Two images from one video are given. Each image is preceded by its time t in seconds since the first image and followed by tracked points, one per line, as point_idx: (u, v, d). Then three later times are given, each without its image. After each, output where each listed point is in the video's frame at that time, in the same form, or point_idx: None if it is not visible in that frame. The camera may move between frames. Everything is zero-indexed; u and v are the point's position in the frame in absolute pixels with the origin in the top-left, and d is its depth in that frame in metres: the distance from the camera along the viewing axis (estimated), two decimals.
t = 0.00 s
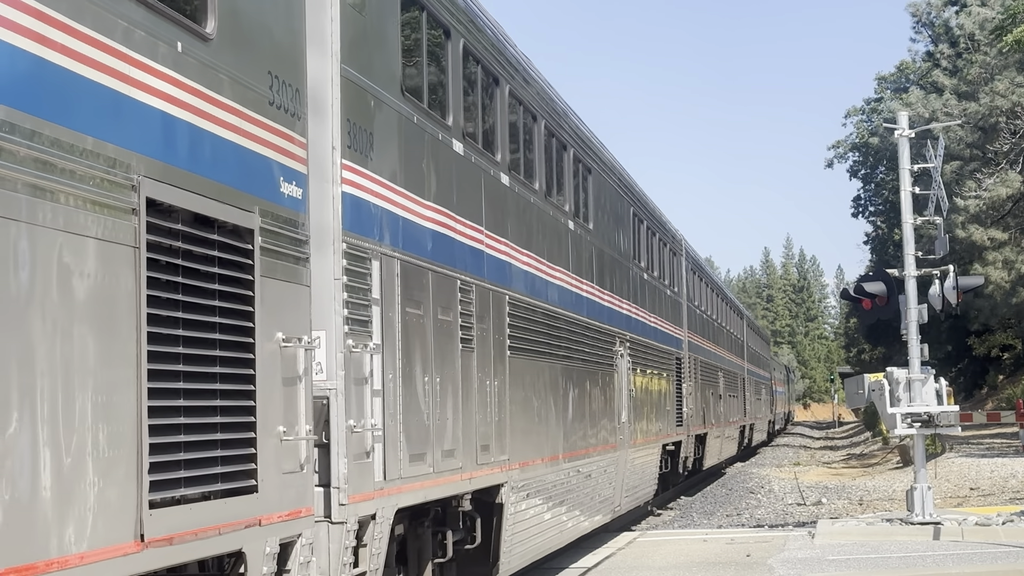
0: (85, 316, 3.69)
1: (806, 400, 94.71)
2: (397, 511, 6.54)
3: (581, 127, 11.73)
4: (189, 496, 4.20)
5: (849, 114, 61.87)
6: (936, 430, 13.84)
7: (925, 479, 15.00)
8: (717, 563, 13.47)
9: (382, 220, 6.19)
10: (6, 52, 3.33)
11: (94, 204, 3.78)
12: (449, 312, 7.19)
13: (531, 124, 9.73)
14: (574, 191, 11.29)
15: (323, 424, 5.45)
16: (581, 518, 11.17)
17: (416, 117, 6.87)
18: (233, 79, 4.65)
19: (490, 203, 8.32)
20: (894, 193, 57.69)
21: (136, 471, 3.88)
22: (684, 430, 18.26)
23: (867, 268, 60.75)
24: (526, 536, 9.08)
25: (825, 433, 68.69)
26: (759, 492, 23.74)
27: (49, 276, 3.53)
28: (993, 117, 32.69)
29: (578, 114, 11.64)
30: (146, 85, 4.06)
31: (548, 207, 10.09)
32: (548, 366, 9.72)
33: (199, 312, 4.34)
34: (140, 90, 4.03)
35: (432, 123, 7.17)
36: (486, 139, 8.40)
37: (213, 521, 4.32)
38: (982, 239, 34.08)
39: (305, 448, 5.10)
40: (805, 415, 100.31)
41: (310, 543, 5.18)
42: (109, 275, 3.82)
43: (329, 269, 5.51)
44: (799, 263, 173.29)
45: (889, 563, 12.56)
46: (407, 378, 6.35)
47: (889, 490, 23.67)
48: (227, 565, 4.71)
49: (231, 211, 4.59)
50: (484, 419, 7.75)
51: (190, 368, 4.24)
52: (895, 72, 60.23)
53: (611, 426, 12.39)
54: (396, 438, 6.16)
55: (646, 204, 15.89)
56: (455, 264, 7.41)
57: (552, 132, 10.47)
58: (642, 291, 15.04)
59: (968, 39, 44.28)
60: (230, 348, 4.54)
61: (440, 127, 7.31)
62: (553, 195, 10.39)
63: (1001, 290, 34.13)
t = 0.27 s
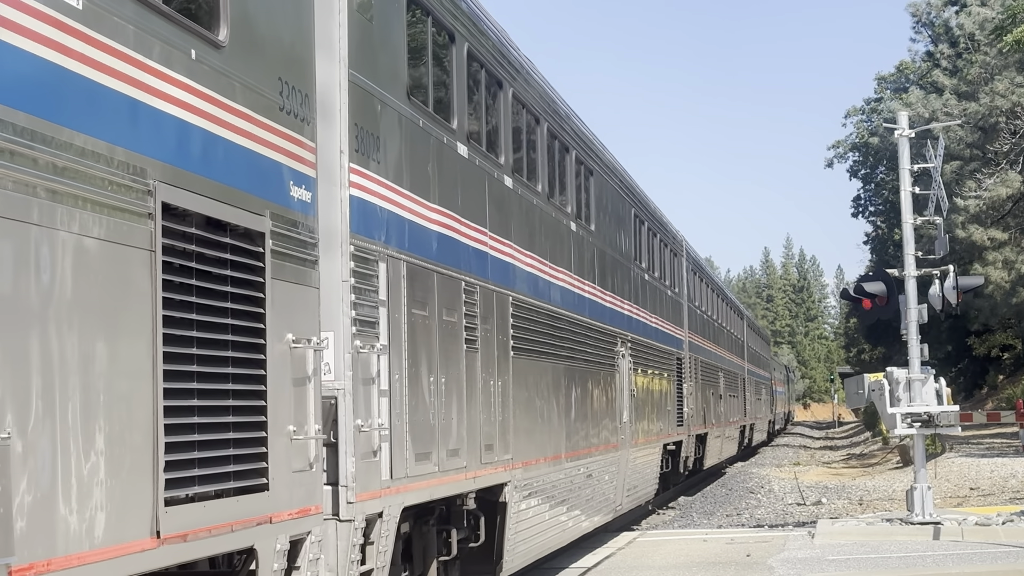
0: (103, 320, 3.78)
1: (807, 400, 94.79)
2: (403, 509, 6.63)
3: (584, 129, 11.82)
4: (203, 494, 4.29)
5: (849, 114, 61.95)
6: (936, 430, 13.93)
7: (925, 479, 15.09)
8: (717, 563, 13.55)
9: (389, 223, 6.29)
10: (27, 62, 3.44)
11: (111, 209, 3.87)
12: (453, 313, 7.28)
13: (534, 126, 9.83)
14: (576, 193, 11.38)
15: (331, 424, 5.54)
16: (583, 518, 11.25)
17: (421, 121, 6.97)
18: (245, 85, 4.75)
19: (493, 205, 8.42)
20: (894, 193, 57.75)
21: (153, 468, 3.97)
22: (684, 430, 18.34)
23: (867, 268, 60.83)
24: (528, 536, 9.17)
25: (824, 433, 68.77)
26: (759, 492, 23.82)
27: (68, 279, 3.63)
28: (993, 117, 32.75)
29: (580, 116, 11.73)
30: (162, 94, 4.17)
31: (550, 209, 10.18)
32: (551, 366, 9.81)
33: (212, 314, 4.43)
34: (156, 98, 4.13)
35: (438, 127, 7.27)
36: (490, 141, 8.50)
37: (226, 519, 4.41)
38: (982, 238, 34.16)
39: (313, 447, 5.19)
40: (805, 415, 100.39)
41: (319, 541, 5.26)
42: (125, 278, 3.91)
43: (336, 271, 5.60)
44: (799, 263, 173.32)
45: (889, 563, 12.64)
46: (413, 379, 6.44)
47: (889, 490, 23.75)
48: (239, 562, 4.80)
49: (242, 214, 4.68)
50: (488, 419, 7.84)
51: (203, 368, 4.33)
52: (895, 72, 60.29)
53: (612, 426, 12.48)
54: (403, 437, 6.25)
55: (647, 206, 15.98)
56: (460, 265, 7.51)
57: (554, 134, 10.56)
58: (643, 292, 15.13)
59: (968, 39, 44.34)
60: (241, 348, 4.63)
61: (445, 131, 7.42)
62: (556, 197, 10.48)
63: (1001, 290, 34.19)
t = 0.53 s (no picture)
0: (118, 323, 3.86)
1: (807, 400, 94.86)
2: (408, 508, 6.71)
3: (585, 131, 11.91)
4: (214, 492, 4.37)
5: (849, 113, 62.01)
6: (936, 430, 14.00)
7: (925, 479, 15.17)
8: (717, 563, 13.62)
9: (395, 225, 6.37)
10: (44, 68, 3.53)
11: (126, 213, 3.96)
12: (457, 314, 7.36)
13: (536, 128, 9.91)
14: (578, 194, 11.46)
15: (338, 423, 5.62)
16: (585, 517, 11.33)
17: (426, 124, 7.05)
18: (254, 90, 4.83)
19: (496, 207, 8.50)
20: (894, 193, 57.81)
21: (166, 467, 4.05)
22: (685, 430, 18.42)
23: (867, 268, 60.90)
24: (531, 535, 9.25)
25: (824, 432, 68.84)
26: (759, 492, 23.89)
27: (84, 282, 3.71)
28: (993, 117, 32.77)
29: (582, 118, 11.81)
30: (174, 99, 4.25)
31: (552, 210, 10.26)
32: (553, 366, 9.89)
33: (223, 315, 4.52)
34: (169, 103, 4.22)
35: (442, 130, 7.36)
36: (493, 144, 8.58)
37: (236, 517, 4.49)
38: (982, 238, 34.23)
39: (321, 446, 5.27)
40: (805, 415, 100.47)
41: (327, 539, 5.34)
42: (139, 280, 3.99)
43: (344, 272, 5.68)
44: (799, 263, 173.38)
45: (889, 563, 12.71)
46: (418, 379, 6.53)
47: (889, 489, 23.82)
48: (249, 559, 4.88)
49: (252, 217, 4.76)
50: (492, 419, 7.92)
51: (215, 369, 4.41)
52: (895, 72, 60.34)
53: (613, 425, 12.56)
54: (408, 437, 6.34)
55: (648, 207, 16.06)
56: (464, 267, 7.59)
57: (556, 136, 10.64)
58: (644, 292, 15.21)
59: (968, 39, 44.38)
60: (251, 349, 4.71)
61: (449, 134, 7.50)
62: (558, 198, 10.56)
63: (1002, 290, 34.24)
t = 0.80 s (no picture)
0: (132, 323, 3.93)
1: (807, 400, 94.90)
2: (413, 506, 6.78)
3: (587, 133, 11.98)
4: (223, 490, 4.44)
5: (849, 114, 62.07)
6: (936, 430, 14.07)
7: (925, 479, 15.23)
8: (717, 563, 13.68)
9: (400, 227, 6.44)
10: (60, 75, 3.60)
11: (138, 217, 4.03)
12: (461, 315, 7.43)
13: (538, 130, 9.98)
14: (579, 196, 11.53)
15: (344, 423, 5.68)
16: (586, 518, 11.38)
17: (430, 128, 7.13)
18: (262, 95, 4.90)
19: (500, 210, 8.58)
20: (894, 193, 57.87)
21: (177, 466, 4.12)
22: (685, 430, 18.50)
23: (866, 268, 60.95)
24: (533, 535, 9.32)
25: (824, 432, 68.89)
26: (758, 492, 23.94)
27: (99, 283, 3.79)
28: (993, 117, 32.73)
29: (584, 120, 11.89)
30: (185, 104, 4.32)
31: (554, 211, 10.33)
32: (554, 366, 9.97)
33: (231, 317, 4.58)
34: (180, 108, 4.29)
35: (446, 133, 7.43)
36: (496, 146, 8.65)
37: (245, 514, 4.56)
38: (982, 239, 34.30)
39: (327, 445, 5.33)
40: (805, 415, 100.53)
41: (332, 538, 5.41)
42: (151, 282, 4.07)
43: (349, 274, 5.75)
44: (799, 263, 173.39)
45: (889, 564, 12.77)
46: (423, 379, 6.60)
47: (889, 490, 23.87)
48: (256, 557, 4.95)
49: (260, 220, 4.83)
50: (495, 419, 8.00)
51: (223, 369, 4.48)
52: (895, 72, 60.38)
53: (614, 425, 12.62)
54: (412, 436, 6.41)
55: (649, 207, 16.12)
56: (467, 269, 7.66)
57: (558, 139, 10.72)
58: (645, 292, 15.29)
59: (968, 39, 44.45)
60: (259, 350, 4.78)
61: (453, 137, 7.57)
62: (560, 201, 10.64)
63: (1001, 291, 34.28)
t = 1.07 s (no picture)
0: (142, 323, 3.99)
1: (807, 400, 94.93)
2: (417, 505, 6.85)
3: (588, 134, 12.04)
4: (231, 489, 4.50)
5: (849, 114, 62.12)
6: (936, 430, 14.12)
7: (925, 479, 15.29)
8: (717, 564, 13.73)
9: (403, 228, 6.49)
10: (71, 80, 3.66)
11: (147, 219, 4.08)
12: (464, 316, 7.50)
13: (540, 131, 10.04)
14: (581, 197, 11.59)
15: (348, 423, 5.74)
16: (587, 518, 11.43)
17: (434, 130, 7.19)
18: (268, 98, 4.96)
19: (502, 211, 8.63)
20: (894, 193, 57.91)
21: (185, 465, 4.18)
22: (687, 429, 18.61)
23: (866, 268, 60.94)
24: (535, 535, 9.37)
25: (824, 432, 68.93)
26: (759, 492, 23.99)
27: (110, 284, 3.85)
28: (994, 117, 32.69)
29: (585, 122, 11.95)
30: (193, 108, 4.38)
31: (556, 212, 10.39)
32: (556, 366, 10.03)
33: (239, 318, 4.64)
34: (188, 112, 4.34)
35: (449, 135, 7.49)
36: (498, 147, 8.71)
37: (252, 513, 4.62)
38: (982, 239, 34.36)
39: (333, 444, 5.39)
40: (805, 415, 100.55)
41: (337, 537, 5.47)
42: (160, 283, 4.13)
43: (353, 275, 5.80)
44: (799, 262, 173.37)
45: (889, 564, 12.82)
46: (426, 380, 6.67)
47: (889, 489, 23.92)
48: (262, 556, 5.01)
49: (266, 222, 4.89)
50: (497, 419, 8.06)
51: (230, 370, 4.54)
52: (895, 72, 60.42)
53: (615, 425, 12.68)
54: (416, 436, 6.47)
55: (649, 208, 16.18)
56: (470, 270, 7.72)
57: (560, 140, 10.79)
58: (645, 292, 15.35)
59: (968, 39, 44.49)
60: (266, 351, 4.84)
61: (455, 139, 7.63)
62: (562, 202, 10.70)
63: (1001, 290, 34.31)
